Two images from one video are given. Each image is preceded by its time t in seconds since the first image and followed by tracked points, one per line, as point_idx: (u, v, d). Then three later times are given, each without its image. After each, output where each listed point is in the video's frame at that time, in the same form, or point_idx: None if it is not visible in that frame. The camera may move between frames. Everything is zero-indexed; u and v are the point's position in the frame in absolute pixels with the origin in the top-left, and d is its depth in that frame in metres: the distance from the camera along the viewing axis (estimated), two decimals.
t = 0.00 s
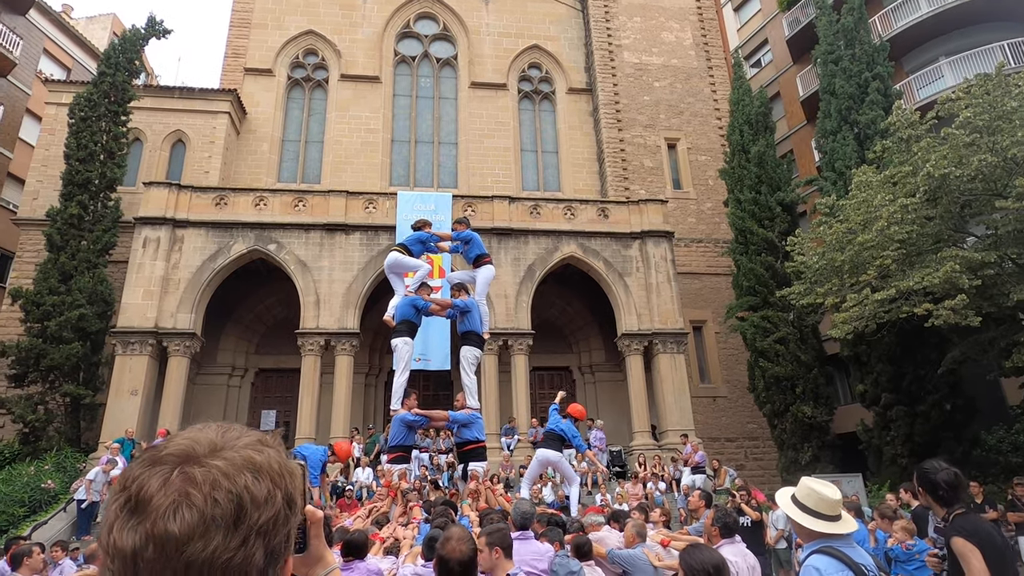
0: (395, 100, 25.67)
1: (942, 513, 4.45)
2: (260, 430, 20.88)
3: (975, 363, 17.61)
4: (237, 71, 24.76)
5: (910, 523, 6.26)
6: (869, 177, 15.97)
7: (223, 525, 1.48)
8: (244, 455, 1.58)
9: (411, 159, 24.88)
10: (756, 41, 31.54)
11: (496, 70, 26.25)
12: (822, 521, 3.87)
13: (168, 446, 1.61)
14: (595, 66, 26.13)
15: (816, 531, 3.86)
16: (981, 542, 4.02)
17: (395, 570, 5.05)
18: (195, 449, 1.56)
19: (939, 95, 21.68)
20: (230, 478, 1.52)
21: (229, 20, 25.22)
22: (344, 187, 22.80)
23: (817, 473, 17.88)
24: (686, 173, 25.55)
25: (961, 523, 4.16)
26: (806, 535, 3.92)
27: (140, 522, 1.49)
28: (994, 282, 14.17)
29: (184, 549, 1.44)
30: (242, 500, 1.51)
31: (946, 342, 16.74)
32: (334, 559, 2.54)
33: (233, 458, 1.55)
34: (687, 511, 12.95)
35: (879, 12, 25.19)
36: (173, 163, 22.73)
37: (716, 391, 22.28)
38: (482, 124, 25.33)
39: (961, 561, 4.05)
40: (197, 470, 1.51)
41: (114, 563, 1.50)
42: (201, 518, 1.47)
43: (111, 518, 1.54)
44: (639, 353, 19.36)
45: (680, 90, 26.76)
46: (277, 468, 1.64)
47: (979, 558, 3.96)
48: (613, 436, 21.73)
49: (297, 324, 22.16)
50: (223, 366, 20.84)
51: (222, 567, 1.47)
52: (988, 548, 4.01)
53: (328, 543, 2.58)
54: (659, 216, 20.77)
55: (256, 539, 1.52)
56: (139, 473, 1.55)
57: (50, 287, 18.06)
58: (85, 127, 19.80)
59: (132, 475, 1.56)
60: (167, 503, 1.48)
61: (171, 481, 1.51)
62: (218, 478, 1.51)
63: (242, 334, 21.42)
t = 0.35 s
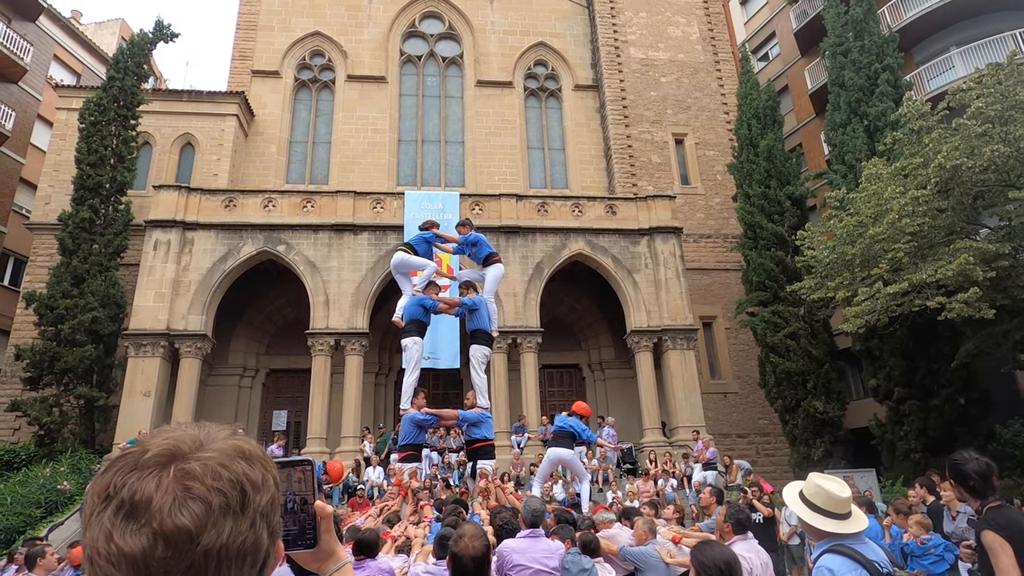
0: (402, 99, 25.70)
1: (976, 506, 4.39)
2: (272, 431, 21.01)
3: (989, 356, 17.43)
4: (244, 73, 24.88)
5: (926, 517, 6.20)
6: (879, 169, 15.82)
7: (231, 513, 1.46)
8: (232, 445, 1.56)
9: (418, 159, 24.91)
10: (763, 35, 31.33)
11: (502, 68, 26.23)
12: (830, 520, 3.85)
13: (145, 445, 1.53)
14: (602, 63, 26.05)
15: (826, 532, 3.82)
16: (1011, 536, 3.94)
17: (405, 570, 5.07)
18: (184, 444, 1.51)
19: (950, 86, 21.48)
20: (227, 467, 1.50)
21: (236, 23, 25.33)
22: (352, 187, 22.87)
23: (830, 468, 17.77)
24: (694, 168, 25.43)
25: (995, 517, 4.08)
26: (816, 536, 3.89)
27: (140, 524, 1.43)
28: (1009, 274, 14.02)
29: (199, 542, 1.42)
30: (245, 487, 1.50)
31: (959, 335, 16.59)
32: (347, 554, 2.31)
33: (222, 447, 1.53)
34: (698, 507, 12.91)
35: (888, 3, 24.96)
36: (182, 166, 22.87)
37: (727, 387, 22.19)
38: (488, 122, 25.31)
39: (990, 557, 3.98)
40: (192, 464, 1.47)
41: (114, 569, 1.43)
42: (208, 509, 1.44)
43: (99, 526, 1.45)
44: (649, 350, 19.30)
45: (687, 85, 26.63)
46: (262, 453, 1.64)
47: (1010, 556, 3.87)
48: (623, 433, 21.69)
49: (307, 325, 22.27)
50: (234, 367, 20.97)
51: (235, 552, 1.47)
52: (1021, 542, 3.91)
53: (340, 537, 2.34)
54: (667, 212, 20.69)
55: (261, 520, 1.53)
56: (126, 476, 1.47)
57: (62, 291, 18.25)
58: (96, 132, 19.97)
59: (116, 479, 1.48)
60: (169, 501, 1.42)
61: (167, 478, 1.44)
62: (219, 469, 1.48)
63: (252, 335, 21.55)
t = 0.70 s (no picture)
0: (402, 95, 25.65)
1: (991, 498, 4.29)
2: (274, 427, 21.05)
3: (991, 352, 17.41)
4: (244, 69, 24.83)
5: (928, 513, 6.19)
6: (881, 163, 15.77)
7: (210, 499, 1.43)
8: (210, 436, 1.56)
9: (419, 155, 24.88)
10: (765, 29, 31.20)
11: (502, 64, 26.17)
12: (831, 514, 3.84)
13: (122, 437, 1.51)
14: (602, 58, 25.97)
15: (828, 526, 3.82)
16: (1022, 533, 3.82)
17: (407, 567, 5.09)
18: (163, 433, 1.50)
19: (953, 80, 21.39)
20: (207, 455, 1.48)
21: (236, 18, 25.27)
22: (353, 183, 22.84)
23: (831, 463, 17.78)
24: (695, 164, 25.38)
25: (1006, 510, 3.94)
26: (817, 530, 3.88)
27: (116, 511, 1.38)
28: (1011, 269, 14.00)
29: (177, 526, 1.38)
30: (224, 474, 1.48)
31: (961, 330, 16.57)
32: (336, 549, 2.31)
33: (200, 438, 1.52)
34: (699, 503, 12.92)
35: None
36: (183, 162, 22.85)
37: (728, 382, 22.18)
38: (489, 118, 25.26)
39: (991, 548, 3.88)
40: (172, 450, 1.45)
41: (88, 558, 1.38)
42: (187, 494, 1.41)
43: (74, 513, 1.41)
44: (650, 346, 19.30)
45: (688, 80, 26.54)
46: (240, 446, 1.63)
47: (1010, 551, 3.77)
48: (625, 429, 21.71)
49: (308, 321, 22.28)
50: (235, 363, 20.99)
51: (213, 540, 1.43)
52: None
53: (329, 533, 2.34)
54: (668, 207, 20.65)
55: (239, 508, 1.51)
56: (103, 464, 1.44)
57: (64, 288, 18.26)
58: (96, 128, 19.94)
59: (92, 467, 1.44)
60: (147, 486, 1.39)
61: (144, 465, 1.42)
62: (198, 456, 1.46)
63: (254, 331, 21.58)
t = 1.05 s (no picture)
0: (398, 85, 25.52)
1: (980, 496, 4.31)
2: (266, 417, 21.02)
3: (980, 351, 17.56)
4: (238, 57, 24.63)
5: (916, 509, 6.23)
6: (875, 161, 15.84)
7: (173, 482, 1.41)
8: (170, 421, 1.52)
9: (414, 146, 24.78)
10: (762, 25, 31.18)
11: (498, 56, 26.06)
12: (819, 508, 3.87)
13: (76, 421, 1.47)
14: (599, 51, 25.89)
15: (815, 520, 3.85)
16: (1010, 529, 3.86)
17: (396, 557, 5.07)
18: (121, 417, 1.46)
19: (948, 79, 21.45)
20: (168, 439, 1.46)
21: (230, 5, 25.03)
22: (347, 174, 22.74)
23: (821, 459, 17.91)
24: (690, 159, 25.39)
25: (994, 504, 3.99)
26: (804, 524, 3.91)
27: (75, 493, 1.34)
28: (1002, 268, 14.10)
29: (141, 510, 1.35)
30: (185, 458, 1.46)
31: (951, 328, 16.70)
32: (310, 542, 2.26)
33: (159, 422, 1.49)
34: (689, 496, 13.01)
35: None
36: (176, 150, 22.67)
37: (720, 377, 22.29)
38: (485, 110, 25.18)
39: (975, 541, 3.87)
40: (131, 434, 1.41)
41: (45, 543, 1.33)
42: (150, 477, 1.38)
43: (30, 497, 1.36)
44: (643, 340, 19.36)
45: (684, 75, 26.51)
46: (199, 433, 1.60)
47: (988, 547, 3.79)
48: (616, 423, 21.79)
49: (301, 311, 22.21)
50: (227, 353, 20.91)
51: (176, 523, 1.41)
52: (1019, 535, 3.84)
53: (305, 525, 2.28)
54: (663, 202, 20.67)
55: (201, 493, 1.48)
56: (59, 448, 1.39)
57: (54, 275, 18.12)
58: (87, 115, 19.75)
59: (46, 451, 1.39)
60: (108, 469, 1.35)
61: (103, 449, 1.37)
62: (159, 440, 1.43)
63: (246, 321, 21.50)
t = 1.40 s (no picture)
0: (395, 83, 25.47)
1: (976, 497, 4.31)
2: (261, 415, 20.96)
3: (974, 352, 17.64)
4: (235, 53, 24.53)
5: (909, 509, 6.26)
6: (871, 162, 15.88)
7: (161, 479, 1.43)
8: (141, 420, 1.51)
9: (411, 143, 24.73)
10: (760, 25, 31.21)
11: (496, 54, 26.03)
12: (816, 507, 3.87)
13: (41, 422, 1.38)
14: (597, 50, 25.87)
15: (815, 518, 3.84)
16: (1007, 529, 3.88)
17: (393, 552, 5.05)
18: (99, 416, 1.42)
19: (944, 81, 21.50)
20: (152, 437, 1.46)
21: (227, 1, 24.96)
22: (343, 171, 22.68)
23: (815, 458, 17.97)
24: (687, 159, 25.41)
25: (991, 504, 4.01)
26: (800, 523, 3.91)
27: (75, 487, 1.30)
28: (996, 269, 14.16)
29: (140, 503, 1.36)
30: (166, 456, 1.46)
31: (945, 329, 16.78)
32: (285, 543, 2.27)
33: (133, 421, 1.47)
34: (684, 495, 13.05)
35: None
36: (171, 146, 22.57)
37: (715, 377, 22.33)
38: (482, 108, 25.16)
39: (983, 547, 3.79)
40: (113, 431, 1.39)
41: (41, 540, 1.27)
42: (142, 473, 1.38)
43: (20, 494, 1.27)
44: (639, 339, 19.38)
45: (682, 74, 26.54)
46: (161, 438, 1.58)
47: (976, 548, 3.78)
48: (612, 422, 21.82)
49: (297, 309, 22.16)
50: (222, 350, 20.85)
51: (165, 519, 1.43)
52: (1016, 536, 3.85)
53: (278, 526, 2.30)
54: (660, 201, 20.68)
55: (178, 492, 1.50)
56: (44, 442, 1.32)
57: (48, 271, 18.03)
58: (82, 110, 19.64)
59: (31, 447, 1.31)
60: (111, 463, 1.33)
61: (98, 443, 1.34)
62: (142, 437, 1.43)
63: (241, 319, 21.43)
